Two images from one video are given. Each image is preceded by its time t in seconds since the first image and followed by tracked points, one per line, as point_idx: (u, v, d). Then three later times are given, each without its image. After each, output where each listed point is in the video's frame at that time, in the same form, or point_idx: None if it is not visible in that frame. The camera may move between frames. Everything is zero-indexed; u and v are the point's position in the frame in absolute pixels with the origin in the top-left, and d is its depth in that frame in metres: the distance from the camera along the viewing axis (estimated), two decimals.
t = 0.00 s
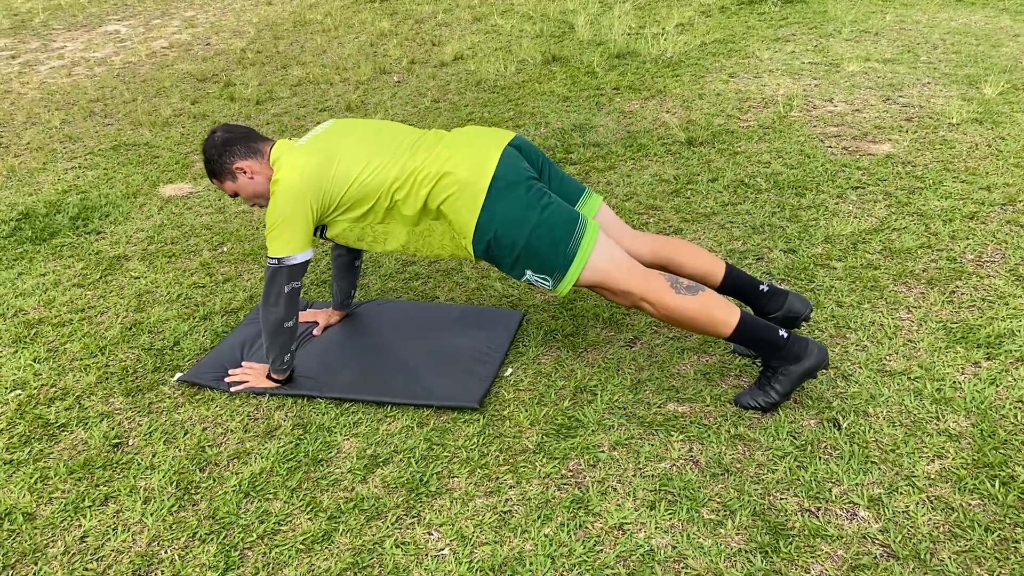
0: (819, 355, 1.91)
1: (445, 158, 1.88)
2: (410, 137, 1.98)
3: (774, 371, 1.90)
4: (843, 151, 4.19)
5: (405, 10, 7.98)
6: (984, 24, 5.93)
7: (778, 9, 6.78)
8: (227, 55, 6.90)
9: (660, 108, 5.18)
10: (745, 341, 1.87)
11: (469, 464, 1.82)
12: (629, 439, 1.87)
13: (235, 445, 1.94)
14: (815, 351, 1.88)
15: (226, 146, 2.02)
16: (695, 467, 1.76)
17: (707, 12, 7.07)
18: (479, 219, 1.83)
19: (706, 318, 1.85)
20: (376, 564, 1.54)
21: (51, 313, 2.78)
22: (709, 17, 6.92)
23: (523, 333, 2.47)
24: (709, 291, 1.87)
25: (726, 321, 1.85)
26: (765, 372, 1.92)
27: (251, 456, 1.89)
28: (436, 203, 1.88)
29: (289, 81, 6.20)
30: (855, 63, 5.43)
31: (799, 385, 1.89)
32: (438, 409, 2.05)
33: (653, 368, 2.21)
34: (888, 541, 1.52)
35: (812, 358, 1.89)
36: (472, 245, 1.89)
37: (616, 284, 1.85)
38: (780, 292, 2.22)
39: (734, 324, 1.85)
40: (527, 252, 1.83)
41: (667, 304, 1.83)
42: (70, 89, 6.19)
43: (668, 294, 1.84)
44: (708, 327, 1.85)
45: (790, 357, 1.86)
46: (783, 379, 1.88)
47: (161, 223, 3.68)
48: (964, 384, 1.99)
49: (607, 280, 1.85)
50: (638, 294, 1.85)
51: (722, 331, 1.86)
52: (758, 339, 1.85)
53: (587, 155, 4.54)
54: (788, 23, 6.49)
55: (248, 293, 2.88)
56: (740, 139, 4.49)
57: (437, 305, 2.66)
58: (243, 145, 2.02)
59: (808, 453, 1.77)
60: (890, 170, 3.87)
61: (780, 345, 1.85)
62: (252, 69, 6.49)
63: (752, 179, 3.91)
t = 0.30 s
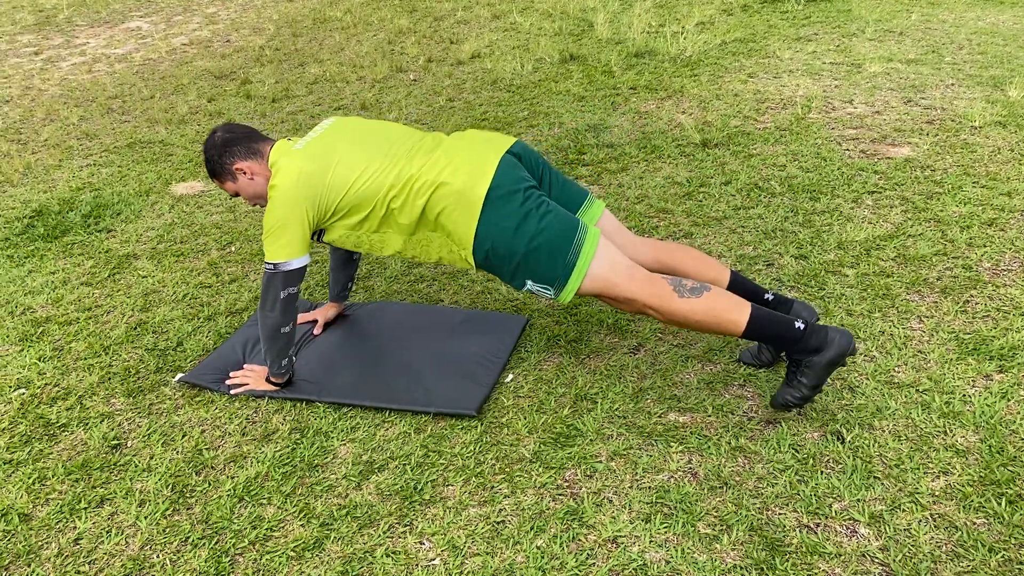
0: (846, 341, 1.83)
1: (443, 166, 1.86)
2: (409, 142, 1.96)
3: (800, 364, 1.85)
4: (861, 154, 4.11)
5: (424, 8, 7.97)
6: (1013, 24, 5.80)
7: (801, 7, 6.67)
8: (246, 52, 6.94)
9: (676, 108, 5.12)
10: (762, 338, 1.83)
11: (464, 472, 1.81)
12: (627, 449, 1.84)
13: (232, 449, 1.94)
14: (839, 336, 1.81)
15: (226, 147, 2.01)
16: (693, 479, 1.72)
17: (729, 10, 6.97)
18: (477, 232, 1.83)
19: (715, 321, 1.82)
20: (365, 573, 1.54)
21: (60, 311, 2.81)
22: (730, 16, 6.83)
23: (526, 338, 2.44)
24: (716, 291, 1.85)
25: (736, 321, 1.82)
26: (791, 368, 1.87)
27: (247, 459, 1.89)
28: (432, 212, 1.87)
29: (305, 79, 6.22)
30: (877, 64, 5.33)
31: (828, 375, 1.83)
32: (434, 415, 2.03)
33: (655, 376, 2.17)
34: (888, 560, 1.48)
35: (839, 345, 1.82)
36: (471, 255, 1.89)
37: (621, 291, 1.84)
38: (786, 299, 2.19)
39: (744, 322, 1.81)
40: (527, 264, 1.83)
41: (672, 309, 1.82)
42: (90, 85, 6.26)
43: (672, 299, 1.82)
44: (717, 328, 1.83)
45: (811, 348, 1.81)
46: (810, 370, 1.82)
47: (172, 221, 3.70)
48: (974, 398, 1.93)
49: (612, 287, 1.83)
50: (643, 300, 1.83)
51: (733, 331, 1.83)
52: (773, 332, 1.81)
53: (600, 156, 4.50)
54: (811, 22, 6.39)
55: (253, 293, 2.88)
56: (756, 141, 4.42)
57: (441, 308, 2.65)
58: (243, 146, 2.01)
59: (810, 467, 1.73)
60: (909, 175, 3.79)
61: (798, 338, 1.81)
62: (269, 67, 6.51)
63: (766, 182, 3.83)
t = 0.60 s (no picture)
0: (882, 292, 1.76)
1: (443, 171, 1.87)
2: (410, 146, 1.96)
3: (841, 329, 1.79)
4: (875, 158, 4.05)
5: (442, 8, 7.99)
6: None
7: (821, 8, 6.59)
8: (265, 51, 6.99)
9: (690, 110, 5.09)
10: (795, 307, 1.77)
11: (459, 477, 1.81)
12: (623, 456, 1.83)
13: (230, 449, 1.97)
14: (873, 289, 1.74)
15: (231, 144, 2.03)
16: (688, 488, 1.71)
17: (749, 11, 6.91)
18: (479, 232, 1.84)
19: (739, 292, 1.76)
20: None
21: (69, 309, 2.86)
22: (749, 17, 6.77)
23: (527, 342, 2.42)
24: (734, 262, 1.80)
25: (763, 288, 1.76)
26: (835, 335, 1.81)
27: (244, 460, 1.91)
28: (432, 217, 1.87)
29: (321, 79, 6.26)
30: (896, 66, 5.25)
31: (875, 330, 1.75)
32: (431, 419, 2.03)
33: (655, 382, 2.14)
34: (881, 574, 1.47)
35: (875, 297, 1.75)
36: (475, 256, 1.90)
37: (638, 276, 1.81)
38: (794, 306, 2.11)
39: (770, 288, 1.75)
40: (534, 261, 1.82)
41: (692, 285, 1.78)
42: (110, 83, 6.34)
43: (691, 273, 1.78)
44: (745, 301, 1.77)
45: (846, 307, 1.75)
46: (854, 331, 1.75)
47: (184, 220, 3.73)
48: (979, 410, 1.91)
49: (628, 273, 1.80)
50: (662, 282, 1.79)
51: (762, 301, 1.77)
52: (805, 295, 1.76)
53: (611, 158, 4.47)
54: (832, 23, 6.31)
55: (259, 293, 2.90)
56: (769, 144, 4.37)
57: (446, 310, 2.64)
58: (248, 143, 2.02)
59: (807, 478, 1.71)
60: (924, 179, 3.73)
61: (828, 301, 1.75)
62: (287, 66, 6.56)
63: (778, 186, 3.77)
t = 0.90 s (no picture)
0: (886, 227, 1.66)
1: (432, 174, 1.87)
2: (401, 149, 1.96)
3: (854, 275, 1.68)
4: (881, 162, 3.99)
5: (456, 8, 8.00)
6: None
7: (835, 9, 6.54)
8: (278, 51, 7.04)
9: (697, 112, 5.07)
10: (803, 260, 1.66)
11: (442, 476, 1.81)
12: (607, 459, 1.82)
13: (219, 446, 1.99)
14: (875, 226, 1.63)
15: (226, 140, 2.03)
16: (670, 491, 1.70)
17: (763, 12, 6.87)
18: (467, 228, 1.82)
19: (738, 250, 1.66)
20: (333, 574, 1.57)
21: (71, 305, 2.90)
22: (762, 18, 6.73)
23: (519, 343, 2.42)
24: (725, 221, 1.71)
25: (761, 245, 1.65)
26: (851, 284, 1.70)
27: (232, 457, 1.94)
28: (421, 220, 1.88)
29: (332, 79, 6.30)
30: (908, 69, 5.20)
31: (887, 266, 1.64)
32: (419, 419, 2.04)
33: (644, 385, 2.13)
34: None
35: (880, 234, 1.64)
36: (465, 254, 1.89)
37: (631, 250, 1.73)
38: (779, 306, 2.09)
39: (767, 242, 1.65)
40: (525, 251, 1.79)
41: (688, 253, 1.68)
42: (124, 81, 6.41)
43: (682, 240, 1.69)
44: (745, 261, 1.66)
45: (852, 251, 1.64)
46: (866, 275, 1.65)
47: (188, 218, 3.75)
48: (969, 417, 1.88)
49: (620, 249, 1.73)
50: (655, 252, 1.71)
51: (763, 258, 1.66)
52: (806, 246, 1.64)
53: (614, 160, 4.46)
54: (846, 25, 6.26)
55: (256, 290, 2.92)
56: (773, 146, 4.33)
57: (441, 311, 2.65)
58: (243, 140, 2.02)
59: (790, 484, 1.70)
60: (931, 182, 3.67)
61: (830, 245, 1.65)
62: (298, 66, 6.60)
63: (781, 189, 3.74)
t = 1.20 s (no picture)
0: (846, 169, 1.63)
1: (408, 183, 1.89)
2: (381, 155, 1.98)
3: (827, 224, 1.65)
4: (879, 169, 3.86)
5: (465, 9, 8.03)
6: None
7: (845, 13, 6.49)
8: (287, 52, 7.09)
9: (698, 116, 5.06)
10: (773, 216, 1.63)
11: (417, 478, 1.84)
12: (580, 462, 1.83)
13: (200, 444, 2.03)
14: (837, 170, 1.61)
15: (209, 139, 2.06)
16: (641, 496, 1.71)
17: (772, 17, 6.84)
18: (439, 231, 1.85)
19: (704, 218, 1.64)
20: (303, 572, 1.61)
21: (66, 302, 2.94)
22: (770, 23, 6.71)
23: (502, 345, 2.42)
24: (686, 191, 1.70)
25: (726, 209, 1.64)
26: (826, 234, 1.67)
27: (212, 455, 1.99)
28: (395, 228, 1.90)
29: (337, 80, 6.33)
30: (914, 75, 5.16)
31: (855, 207, 1.60)
32: (397, 420, 2.05)
33: (624, 390, 2.12)
34: None
35: (844, 178, 1.62)
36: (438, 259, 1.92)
37: (597, 235, 1.72)
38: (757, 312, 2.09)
39: (730, 203, 1.63)
40: (495, 249, 1.81)
41: (657, 226, 1.66)
42: (133, 80, 6.47)
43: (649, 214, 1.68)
44: (715, 230, 1.64)
45: (820, 201, 1.62)
46: (841, 222, 1.62)
47: (187, 216, 3.77)
48: (947, 427, 1.87)
49: (586, 236, 1.73)
50: (622, 232, 1.70)
51: (731, 222, 1.63)
52: (773, 203, 1.62)
53: (612, 164, 4.45)
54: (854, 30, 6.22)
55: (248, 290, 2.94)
56: (772, 151, 4.32)
57: (426, 313, 2.66)
58: (226, 139, 2.05)
59: (762, 491, 1.71)
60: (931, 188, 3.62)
61: (794, 197, 1.62)
62: (306, 67, 6.64)
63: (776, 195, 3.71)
